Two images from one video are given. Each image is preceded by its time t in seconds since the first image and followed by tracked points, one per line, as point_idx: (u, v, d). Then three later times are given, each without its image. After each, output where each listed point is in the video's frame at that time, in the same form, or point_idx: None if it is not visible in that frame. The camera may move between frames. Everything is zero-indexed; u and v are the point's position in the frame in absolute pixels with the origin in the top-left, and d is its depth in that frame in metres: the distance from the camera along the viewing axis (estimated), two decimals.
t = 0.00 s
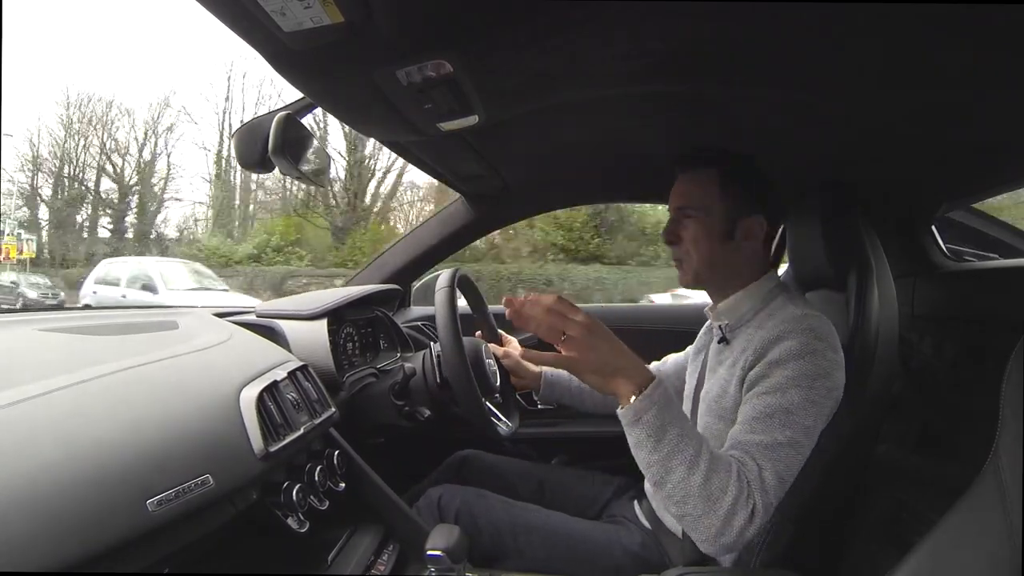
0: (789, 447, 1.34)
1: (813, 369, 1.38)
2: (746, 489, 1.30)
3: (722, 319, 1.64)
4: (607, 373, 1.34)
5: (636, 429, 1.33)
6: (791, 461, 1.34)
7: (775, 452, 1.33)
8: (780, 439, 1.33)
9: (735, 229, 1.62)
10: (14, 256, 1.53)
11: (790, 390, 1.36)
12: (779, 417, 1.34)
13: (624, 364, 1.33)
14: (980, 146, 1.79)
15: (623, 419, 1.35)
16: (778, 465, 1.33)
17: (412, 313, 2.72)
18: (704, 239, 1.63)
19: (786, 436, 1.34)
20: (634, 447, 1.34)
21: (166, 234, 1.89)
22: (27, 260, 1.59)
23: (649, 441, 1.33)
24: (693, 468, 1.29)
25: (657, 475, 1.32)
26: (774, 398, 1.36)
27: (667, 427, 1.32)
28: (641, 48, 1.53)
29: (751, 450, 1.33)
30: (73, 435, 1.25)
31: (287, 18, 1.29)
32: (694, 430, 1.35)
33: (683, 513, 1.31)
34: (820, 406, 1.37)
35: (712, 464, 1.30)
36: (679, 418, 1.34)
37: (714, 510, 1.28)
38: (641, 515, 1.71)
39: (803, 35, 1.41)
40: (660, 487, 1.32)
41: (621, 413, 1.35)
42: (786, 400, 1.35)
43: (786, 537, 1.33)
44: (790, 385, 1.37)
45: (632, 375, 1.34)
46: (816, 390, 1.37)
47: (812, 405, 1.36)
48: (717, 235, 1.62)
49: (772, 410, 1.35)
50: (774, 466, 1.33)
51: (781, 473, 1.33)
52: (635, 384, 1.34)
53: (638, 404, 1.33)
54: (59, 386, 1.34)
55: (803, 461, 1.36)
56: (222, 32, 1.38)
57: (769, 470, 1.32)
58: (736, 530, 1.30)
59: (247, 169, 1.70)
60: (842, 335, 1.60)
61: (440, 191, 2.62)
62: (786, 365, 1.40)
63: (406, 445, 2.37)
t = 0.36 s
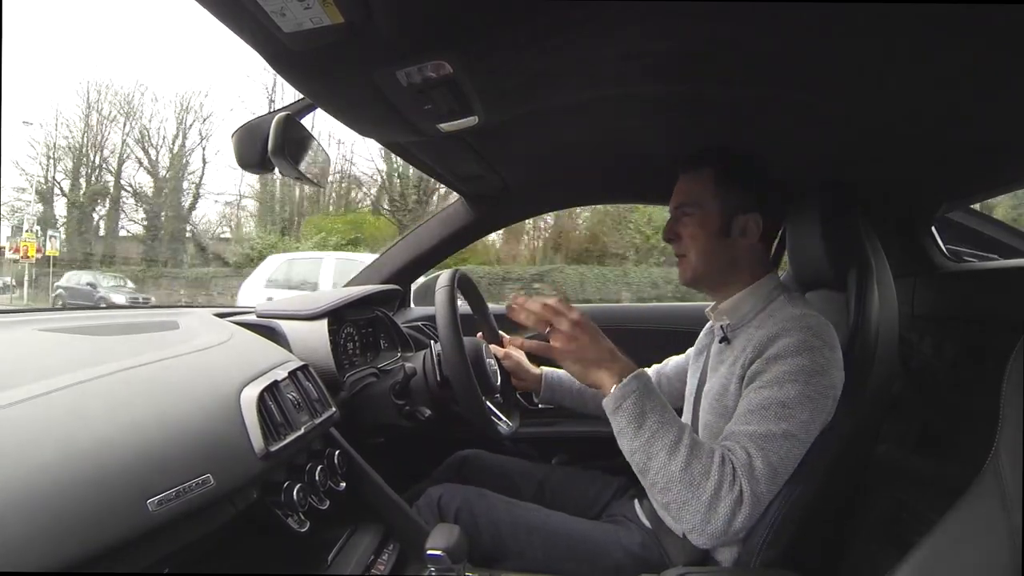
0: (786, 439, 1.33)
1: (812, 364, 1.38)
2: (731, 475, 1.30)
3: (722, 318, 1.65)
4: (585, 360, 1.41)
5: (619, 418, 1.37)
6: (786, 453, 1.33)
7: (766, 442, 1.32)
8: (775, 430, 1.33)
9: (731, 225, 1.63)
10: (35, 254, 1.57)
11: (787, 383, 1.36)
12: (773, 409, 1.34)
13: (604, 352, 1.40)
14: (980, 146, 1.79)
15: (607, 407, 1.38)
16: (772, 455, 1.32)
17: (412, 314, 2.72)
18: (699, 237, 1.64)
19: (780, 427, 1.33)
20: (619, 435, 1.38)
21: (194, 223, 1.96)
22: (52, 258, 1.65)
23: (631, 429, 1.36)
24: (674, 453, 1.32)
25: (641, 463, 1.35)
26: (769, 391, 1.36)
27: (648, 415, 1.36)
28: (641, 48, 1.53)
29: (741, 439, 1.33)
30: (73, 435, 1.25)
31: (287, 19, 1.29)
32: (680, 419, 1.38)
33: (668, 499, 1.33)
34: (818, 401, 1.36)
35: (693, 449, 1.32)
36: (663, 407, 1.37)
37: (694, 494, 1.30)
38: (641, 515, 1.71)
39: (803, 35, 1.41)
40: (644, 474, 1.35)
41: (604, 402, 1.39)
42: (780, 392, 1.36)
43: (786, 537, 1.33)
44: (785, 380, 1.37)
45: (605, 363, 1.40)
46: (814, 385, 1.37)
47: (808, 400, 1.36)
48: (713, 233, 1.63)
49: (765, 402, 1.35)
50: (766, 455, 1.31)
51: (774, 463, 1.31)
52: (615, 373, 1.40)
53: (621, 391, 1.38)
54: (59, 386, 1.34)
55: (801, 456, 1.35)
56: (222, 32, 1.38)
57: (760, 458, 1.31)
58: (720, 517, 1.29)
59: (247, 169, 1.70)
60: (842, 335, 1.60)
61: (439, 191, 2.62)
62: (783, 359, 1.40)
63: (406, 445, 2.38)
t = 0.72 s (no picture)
0: (795, 442, 1.34)
1: (815, 364, 1.39)
2: (750, 480, 1.30)
3: (722, 318, 1.65)
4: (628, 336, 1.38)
5: (647, 409, 1.36)
6: (795, 455, 1.34)
7: (780, 446, 1.33)
8: (785, 433, 1.33)
9: (718, 224, 1.64)
10: (56, 252, 1.60)
11: (793, 385, 1.37)
12: (782, 412, 1.35)
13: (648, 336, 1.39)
14: (980, 146, 1.79)
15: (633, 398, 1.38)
16: (784, 459, 1.33)
17: (412, 313, 2.72)
18: (687, 239, 1.66)
19: (790, 430, 1.34)
20: (644, 429, 1.36)
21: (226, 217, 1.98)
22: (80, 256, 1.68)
23: (659, 423, 1.34)
24: (701, 453, 1.30)
25: (664, 460, 1.33)
26: (779, 392, 1.36)
27: (676, 411, 1.34)
28: (641, 48, 1.53)
29: (756, 442, 1.33)
30: (72, 435, 1.25)
31: (287, 19, 1.29)
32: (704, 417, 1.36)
33: (686, 500, 1.32)
34: (822, 401, 1.37)
35: (720, 450, 1.30)
36: (689, 403, 1.36)
37: (715, 498, 1.29)
38: (641, 514, 1.71)
39: (803, 35, 1.41)
40: (666, 472, 1.33)
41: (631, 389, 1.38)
42: (789, 394, 1.36)
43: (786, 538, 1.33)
44: (793, 380, 1.37)
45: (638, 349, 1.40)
46: (818, 386, 1.37)
47: (814, 401, 1.36)
48: (701, 233, 1.64)
49: (776, 404, 1.35)
50: (780, 459, 1.32)
51: (786, 467, 1.33)
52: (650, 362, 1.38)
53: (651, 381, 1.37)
54: (59, 386, 1.34)
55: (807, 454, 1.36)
56: (224, 32, 1.38)
57: (774, 463, 1.32)
58: (734, 522, 1.30)
59: (248, 169, 1.70)
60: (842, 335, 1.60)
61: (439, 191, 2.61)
62: (789, 360, 1.40)
63: (405, 445, 2.38)
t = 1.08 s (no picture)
0: (795, 442, 1.32)
1: (815, 365, 1.38)
2: (743, 484, 1.28)
3: (722, 318, 1.64)
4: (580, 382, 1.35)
5: (624, 439, 1.32)
6: (795, 455, 1.32)
7: (776, 445, 1.31)
8: (784, 434, 1.32)
9: (726, 224, 1.65)
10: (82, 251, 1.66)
11: (792, 385, 1.36)
12: (780, 412, 1.34)
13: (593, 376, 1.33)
14: (980, 146, 1.79)
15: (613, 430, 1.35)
16: (782, 459, 1.31)
17: (411, 314, 2.72)
18: (693, 236, 1.66)
19: (789, 430, 1.32)
20: (626, 458, 1.32)
21: (240, 216, 1.98)
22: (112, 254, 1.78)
23: (640, 448, 1.31)
24: (685, 466, 1.28)
25: (652, 482, 1.30)
26: (776, 393, 1.36)
27: (655, 430, 1.31)
28: (641, 48, 1.53)
29: (751, 444, 1.32)
30: (73, 435, 1.25)
31: (287, 18, 1.29)
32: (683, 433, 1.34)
33: (681, 514, 1.29)
34: (824, 400, 1.36)
35: (704, 461, 1.28)
36: (667, 422, 1.33)
37: (710, 506, 1.26)
38: (641, 514, 1.72)
39: (803, 35, 1.41)
40: (656, 492, 1.30)
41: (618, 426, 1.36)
42: (787, 394, 1.35)
43: (786, 538, 1.34)
44: (791, 380, 1.37)
45: (608, 381, 1.32)
46: (817, 386, 1.37)
47: (814, 401, 1.35)
48: (708, 231, 1.65)
49: (774, 405, 1.34)
50: (777, 458, 1.31)
51: (784, 467, 1.31)
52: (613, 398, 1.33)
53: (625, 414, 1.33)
54: (59, 386, 1.34)
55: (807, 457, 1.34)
56: (223, 32, 1.38)
57: (771, 463, 1.30)
58: (736, 529, 1.27)
59: (248, 169, 1.70)
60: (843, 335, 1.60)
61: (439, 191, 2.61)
62: (787, 361, 1.40)
63: (406, 445, 2.38)
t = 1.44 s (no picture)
0: (785, 434, 1.33)
1: (811, 359, 1.39)
2: (732, 465, 1.28)
3: (722, 318, 1.64)
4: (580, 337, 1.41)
5: (614, 404, 1.34)
6: (784, 445, 1.33)
7: (766, 433, 1.32)
8: (775, 423, 1.33)
9: (729, 226, 1.65)
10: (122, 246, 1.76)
11: (787, 376, 1.37)
12: (773, 403, 1.34)
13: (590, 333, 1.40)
14: (979, 146, 1.79)
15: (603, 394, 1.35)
16: (770, 448, 1.31)
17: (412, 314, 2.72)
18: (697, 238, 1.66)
19: (781, 421, 1.33)
20: (614, 426, 1.35)
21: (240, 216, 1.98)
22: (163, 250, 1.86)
23: (629, 417, 1.33)
24: (674, 442, 1.28)
25: (638, 453, 1.32)
26: (770, 383, 1.37)
27: (648, 402, 1.33)
28: (641, 48, 1.53)
29: (742, 430, 1.32)
30: (73, 435, 1.25)
31: (287, 18, 1.29)
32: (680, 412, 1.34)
33: (664, 490, 1.30)
34: (818, 396, 1.37)
35: (694, 439, 1.28)
36: (662, 395, 1.34)
37: (695, 484, 1.26)
38: (641, 514, 1.71)
39: (803, 35, 1.41)
40: (641, 464, 1.31)
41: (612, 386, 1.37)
42: (782, 385, 1.36)
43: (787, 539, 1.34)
44: (786, 371, 1.38)
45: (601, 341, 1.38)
46: (812, 381, 1.37)
47: (807, 395, 1.36)
48: (711, 234, 1.65)
49: (767, 394, 1.36)
50: (766, 446, 1.31)
51: (773, 455, 1.31)
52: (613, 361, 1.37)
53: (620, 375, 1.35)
54: (59, 386, 1.34)
55: (798, 453, 1.35)
56: (223, 31, 1.38)
57: (760, 450, 1.30)
58: (716, 510, 1.26)
59: (250, 170, 1.70)
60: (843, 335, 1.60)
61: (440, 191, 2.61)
62: (783, 353, 1.41)
63: (406, 445, 2.38)
